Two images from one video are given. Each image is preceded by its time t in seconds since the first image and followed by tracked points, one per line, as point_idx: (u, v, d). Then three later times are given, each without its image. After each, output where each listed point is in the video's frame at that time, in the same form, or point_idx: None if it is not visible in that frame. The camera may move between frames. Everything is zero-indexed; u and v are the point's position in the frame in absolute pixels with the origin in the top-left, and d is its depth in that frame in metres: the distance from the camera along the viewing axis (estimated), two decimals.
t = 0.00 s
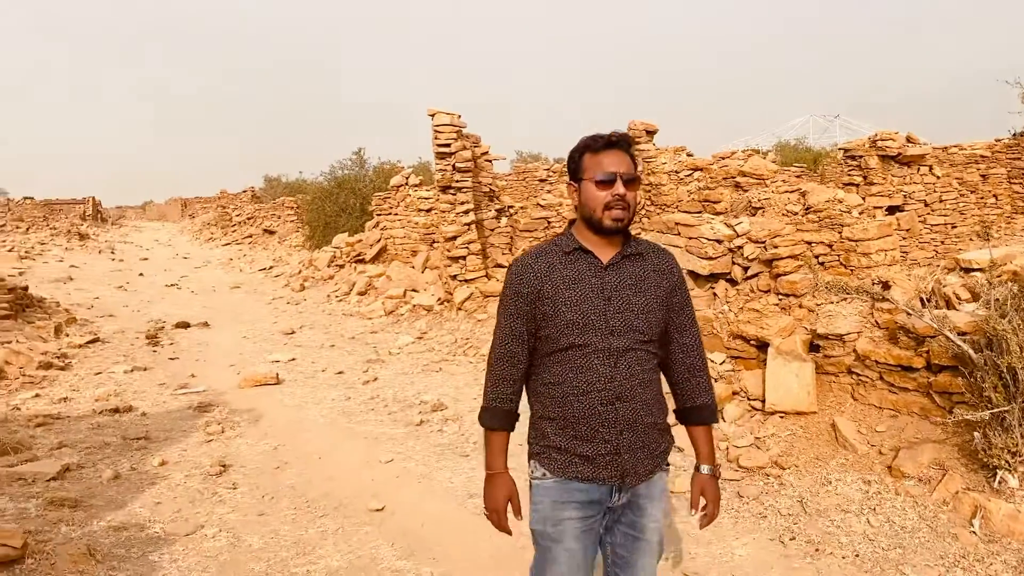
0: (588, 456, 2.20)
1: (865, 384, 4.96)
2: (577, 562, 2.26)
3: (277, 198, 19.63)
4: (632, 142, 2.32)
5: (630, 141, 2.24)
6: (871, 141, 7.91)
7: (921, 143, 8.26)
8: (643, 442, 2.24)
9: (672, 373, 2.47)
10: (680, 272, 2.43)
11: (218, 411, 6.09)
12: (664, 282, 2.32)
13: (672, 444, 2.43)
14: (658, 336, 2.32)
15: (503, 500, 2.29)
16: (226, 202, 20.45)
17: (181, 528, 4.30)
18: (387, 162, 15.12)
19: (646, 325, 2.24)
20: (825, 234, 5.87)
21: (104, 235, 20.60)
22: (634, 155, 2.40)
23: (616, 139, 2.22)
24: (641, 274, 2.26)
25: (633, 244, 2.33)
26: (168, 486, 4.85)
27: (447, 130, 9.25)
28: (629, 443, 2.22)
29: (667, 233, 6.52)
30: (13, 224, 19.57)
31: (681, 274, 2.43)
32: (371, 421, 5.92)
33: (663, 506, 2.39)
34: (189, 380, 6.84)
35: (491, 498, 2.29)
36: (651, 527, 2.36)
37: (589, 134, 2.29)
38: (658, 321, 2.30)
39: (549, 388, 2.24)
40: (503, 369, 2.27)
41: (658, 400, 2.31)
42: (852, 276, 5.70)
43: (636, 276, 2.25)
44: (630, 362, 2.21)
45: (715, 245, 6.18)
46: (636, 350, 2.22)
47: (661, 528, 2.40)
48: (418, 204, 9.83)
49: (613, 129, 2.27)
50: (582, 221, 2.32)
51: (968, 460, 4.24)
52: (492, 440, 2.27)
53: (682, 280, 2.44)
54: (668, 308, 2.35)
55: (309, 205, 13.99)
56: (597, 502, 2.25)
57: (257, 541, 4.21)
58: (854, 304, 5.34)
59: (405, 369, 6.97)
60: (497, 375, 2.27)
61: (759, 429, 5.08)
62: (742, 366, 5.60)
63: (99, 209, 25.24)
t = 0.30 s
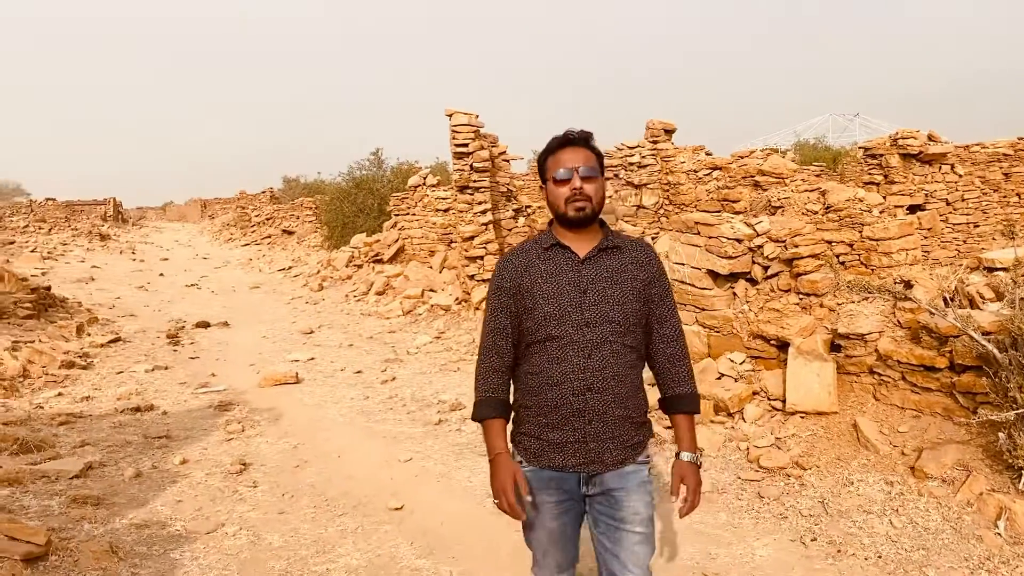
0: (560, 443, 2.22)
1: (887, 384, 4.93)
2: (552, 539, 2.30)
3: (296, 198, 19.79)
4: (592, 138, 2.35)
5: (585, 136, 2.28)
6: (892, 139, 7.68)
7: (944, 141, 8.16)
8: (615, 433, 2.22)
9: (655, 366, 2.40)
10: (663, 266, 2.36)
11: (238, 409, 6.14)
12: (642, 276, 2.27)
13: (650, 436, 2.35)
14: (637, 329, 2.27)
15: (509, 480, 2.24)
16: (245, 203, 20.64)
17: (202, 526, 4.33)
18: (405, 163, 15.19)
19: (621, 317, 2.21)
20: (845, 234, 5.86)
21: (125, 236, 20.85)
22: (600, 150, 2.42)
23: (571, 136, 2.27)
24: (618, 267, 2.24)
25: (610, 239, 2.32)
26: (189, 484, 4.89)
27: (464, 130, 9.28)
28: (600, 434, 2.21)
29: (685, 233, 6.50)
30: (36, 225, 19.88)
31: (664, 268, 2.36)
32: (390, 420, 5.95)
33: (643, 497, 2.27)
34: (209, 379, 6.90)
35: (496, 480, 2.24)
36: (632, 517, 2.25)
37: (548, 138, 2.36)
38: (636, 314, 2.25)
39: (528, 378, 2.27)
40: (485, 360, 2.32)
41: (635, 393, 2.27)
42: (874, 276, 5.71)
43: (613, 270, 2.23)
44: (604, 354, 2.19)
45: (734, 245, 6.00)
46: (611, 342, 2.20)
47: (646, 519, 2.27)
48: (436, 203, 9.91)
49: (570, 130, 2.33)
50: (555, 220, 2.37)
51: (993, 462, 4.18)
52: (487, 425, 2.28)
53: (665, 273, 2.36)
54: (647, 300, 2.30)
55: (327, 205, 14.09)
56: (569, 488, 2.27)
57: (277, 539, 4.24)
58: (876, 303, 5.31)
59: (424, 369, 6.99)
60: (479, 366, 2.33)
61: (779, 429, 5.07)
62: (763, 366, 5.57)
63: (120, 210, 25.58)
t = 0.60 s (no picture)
0: (540, 439, 2.24)
1: (896, 383, 4.92)
2: (540, 527, 2.34)
3: (302, 199, 19.85)
4: (563, 143, 2.35)
5: (554, 141, 2.29)
6: (901, 138, 7.99)
7: (952, 140, 8.13)
8: (595, 431, 2.21)
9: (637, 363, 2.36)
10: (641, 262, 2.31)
11: (246, 410, 6.16)
12: (618, 275, 2.23)
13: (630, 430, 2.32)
14: (615, 327, 2.24)
15: (481, 490, 2.36)
16: (252, 204, 20.72)
17: (211, 526, 4.34)
18: (412, 164, 15.22)
19: (598, 316, 2.20)
20: (853, 233, 5.88)
21: (134, 238, 20.95)
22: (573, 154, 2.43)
23: (541, 142, 2.28)
24: (594, 267, 2.22)
25: (588, 239, 2.29)
26: (197, 485, 4.90)
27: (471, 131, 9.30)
28: (579, 431, 2.20)
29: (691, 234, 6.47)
30: (45, 227, 19.99)
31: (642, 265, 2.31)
32: (399, 421, 5.96)
33: (624, 488, 2.24)
34: (217, 379, 6.92)
35: (469, 489, 2.36)
36: (613, 508, 2.22)
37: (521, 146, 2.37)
38: (613, 313, 2.22)
39: (510, 378, 2.29)
40: (470, 361, 2.36)
41: (615, 390, 2.25)
42: (885, 276, 5.68)
43: (591, 269, 2.21)
44: (582, 354, 2.18)
45: (742, 244, 5.91)
46: (587, 342, 2.18)
47: (629, 510, 2.23)
48: (442, 204, 9.94)
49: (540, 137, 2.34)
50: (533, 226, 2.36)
51: (1004, 461, 4.15)
52: (470, 430, 2.36)
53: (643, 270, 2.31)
54: (625, 298, 2.26)
55: (334, 206, 14.13)
56: (552, 478, 2.29)
57: (285, 540, 4.25)
58: (885, 302, 5.30)
59: (432, 369, 7.01)
60: (466, 366, 2.37)
61: (788, 429, 5.06)
62: (771, 365, 5.59)
63: (128, 212, 25.70)
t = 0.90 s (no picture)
0: (532, 439, 2.24)
1: (897, 383, 4.92)
2: (535, 525, 2.36)
3: (303, 202, 19.87)
4: (550, 148, 2.38)
5: (539, 146, 2.31)
6: (901, 137, 8.00)
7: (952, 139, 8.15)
8: (586, 429, 2.21)
9: (628, 363, 2.36)
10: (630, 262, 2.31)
11: (247, 412, 6.17)
12: (607, 275, 2.24)
13: (622, 430, 2.33)
14: (604, 327, 2.25)
15: (458, 478, 2.44)
16: (253, 206, 20.74)
17: (212, 528, 4.34)
18: (413, 165, 15.25)
19: (587, 316, 2.20)
20: (853, 232, 5.88)
21: (135, 241, 20.98)
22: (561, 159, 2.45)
23: (526, 148, 2.30)
24: (581, 267, 2.23)
25: (576, 239, 2.30)
26: (199, 487, 4.91)
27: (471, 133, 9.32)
28: (570, 430, 2.21)
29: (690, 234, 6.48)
30: (46, 229, 20.02)
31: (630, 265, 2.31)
32: (399, 422, 5.97)
33: (615, 489, 2.24)
34: (218, 381, 6.93)
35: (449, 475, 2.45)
36: (603, 508, 2.23)
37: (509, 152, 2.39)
38: (602, 312, 2.23)
39: (501, 379, 2.30)
40: (462, 363, 2.37)
41: (605, 389, 2.26)
42: (885, 276, 5.66)
43: (579, 269, 2.22)
44: (571, 353, 2.19)
45: (741, 244, 5.92)
46: (576, 341, 2.19)
47: (619, 511, 2.23)
48: (443, 205, 9.97)
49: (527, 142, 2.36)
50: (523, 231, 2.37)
51: (1003, 460, 4.16)
52: (453, 422, 2.42)
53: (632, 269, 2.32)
54: (613, 297, 2.27)
55: (335, 208, 14.15)
56: (545, 478, 2.30)
57: (286, 541, 4.25)
58: (885, 301, 5.32)
59: (433, 370, 7.02)
60: (458, 367, 2.39)
61: (788, 429, 5.06)
62: (771, 365, 5.60)
63: (128, 215, 25.73)
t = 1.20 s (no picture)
0: (522, 436, 2.25)
1: (894, 381, 4.94)
2: (529, 525, 2.35)
3: (301, 204, 19.88)
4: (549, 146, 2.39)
5: (539, 143, 2.32)
6: (897, 136, 7.90)
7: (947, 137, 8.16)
8: (575, 427, 2.20)
9: (621, 361, 2.36)
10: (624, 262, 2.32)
11: (245, 414, 6.16)
12: (599, 273, 2.24)
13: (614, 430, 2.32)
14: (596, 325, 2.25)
15: (474, 478, 2.34)
16: (251, 207, 20.73)
17: (209, 530, 4.34)
18: (410, 167, 15.25)
19: (579, 313, 2.20)
20: (849, 231, 5.90)
21: (133, 244, 20.95)
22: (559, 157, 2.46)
23: (526, 144, 2.30)
24: (574, 265, 2.23)
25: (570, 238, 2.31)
26: (196, 489, 4.90)
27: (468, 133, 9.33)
28: (559, 427, 2.20)
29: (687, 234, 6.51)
30: (42, 233, 20.00)
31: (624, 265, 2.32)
32: (397, 422, 5.97)
33: (607, 490, 2.23)
34: (215, 383, 6.93)
35: (462, 479, 2.36)
36: (595, 509, 2.23)
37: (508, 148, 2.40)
38: (594, 310, 2.23)
39: (493, 376, 2.31)
40: (456, 360, 2.39)
41: (596, 387, 2.25)
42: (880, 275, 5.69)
43: (571, 267, 2.23)
44: (561, 349, 2.19)
45: (738, 243, 5.94)
46: (567, 337, 2.19)
47: (611, 511, 2.23)
48: (440, 206, 9.98)
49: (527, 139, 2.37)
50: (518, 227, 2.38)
51: (1000, 457, 4.17)
52: (458, 422, 2.38)
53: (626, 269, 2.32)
54: (606, 295, 2.27)
55: (332, 209, 14.15)
56: (537, 478, 2.29)
57: (284, 543, 4.24)
58: (882, 300, 5.35)
59: (430, 371, 7.02)
60: (453, 365, 2.40)
61: (785, 428, 5.07)
62: (768, 364, 5.61)
63: (125, 218, 25.70)
